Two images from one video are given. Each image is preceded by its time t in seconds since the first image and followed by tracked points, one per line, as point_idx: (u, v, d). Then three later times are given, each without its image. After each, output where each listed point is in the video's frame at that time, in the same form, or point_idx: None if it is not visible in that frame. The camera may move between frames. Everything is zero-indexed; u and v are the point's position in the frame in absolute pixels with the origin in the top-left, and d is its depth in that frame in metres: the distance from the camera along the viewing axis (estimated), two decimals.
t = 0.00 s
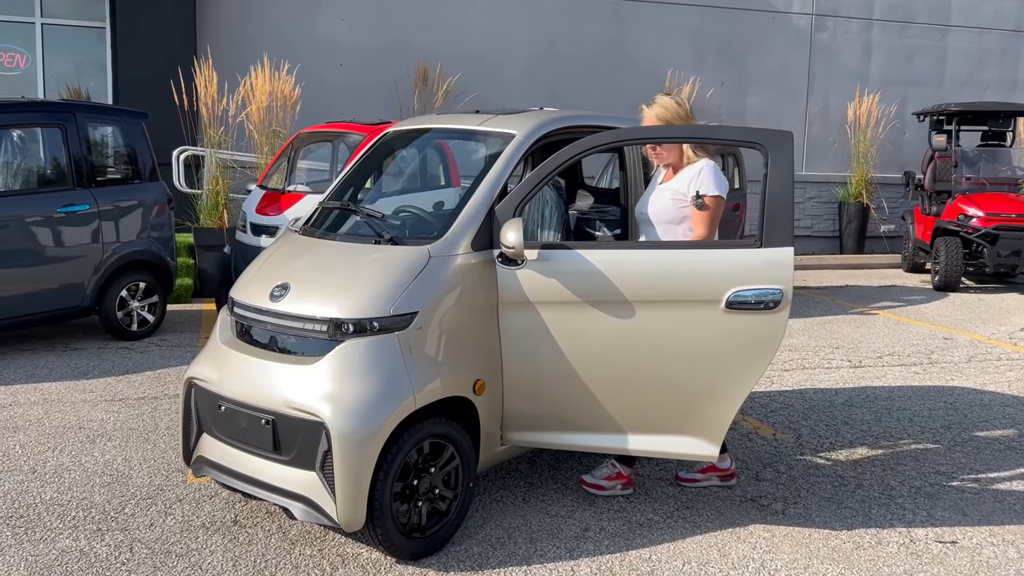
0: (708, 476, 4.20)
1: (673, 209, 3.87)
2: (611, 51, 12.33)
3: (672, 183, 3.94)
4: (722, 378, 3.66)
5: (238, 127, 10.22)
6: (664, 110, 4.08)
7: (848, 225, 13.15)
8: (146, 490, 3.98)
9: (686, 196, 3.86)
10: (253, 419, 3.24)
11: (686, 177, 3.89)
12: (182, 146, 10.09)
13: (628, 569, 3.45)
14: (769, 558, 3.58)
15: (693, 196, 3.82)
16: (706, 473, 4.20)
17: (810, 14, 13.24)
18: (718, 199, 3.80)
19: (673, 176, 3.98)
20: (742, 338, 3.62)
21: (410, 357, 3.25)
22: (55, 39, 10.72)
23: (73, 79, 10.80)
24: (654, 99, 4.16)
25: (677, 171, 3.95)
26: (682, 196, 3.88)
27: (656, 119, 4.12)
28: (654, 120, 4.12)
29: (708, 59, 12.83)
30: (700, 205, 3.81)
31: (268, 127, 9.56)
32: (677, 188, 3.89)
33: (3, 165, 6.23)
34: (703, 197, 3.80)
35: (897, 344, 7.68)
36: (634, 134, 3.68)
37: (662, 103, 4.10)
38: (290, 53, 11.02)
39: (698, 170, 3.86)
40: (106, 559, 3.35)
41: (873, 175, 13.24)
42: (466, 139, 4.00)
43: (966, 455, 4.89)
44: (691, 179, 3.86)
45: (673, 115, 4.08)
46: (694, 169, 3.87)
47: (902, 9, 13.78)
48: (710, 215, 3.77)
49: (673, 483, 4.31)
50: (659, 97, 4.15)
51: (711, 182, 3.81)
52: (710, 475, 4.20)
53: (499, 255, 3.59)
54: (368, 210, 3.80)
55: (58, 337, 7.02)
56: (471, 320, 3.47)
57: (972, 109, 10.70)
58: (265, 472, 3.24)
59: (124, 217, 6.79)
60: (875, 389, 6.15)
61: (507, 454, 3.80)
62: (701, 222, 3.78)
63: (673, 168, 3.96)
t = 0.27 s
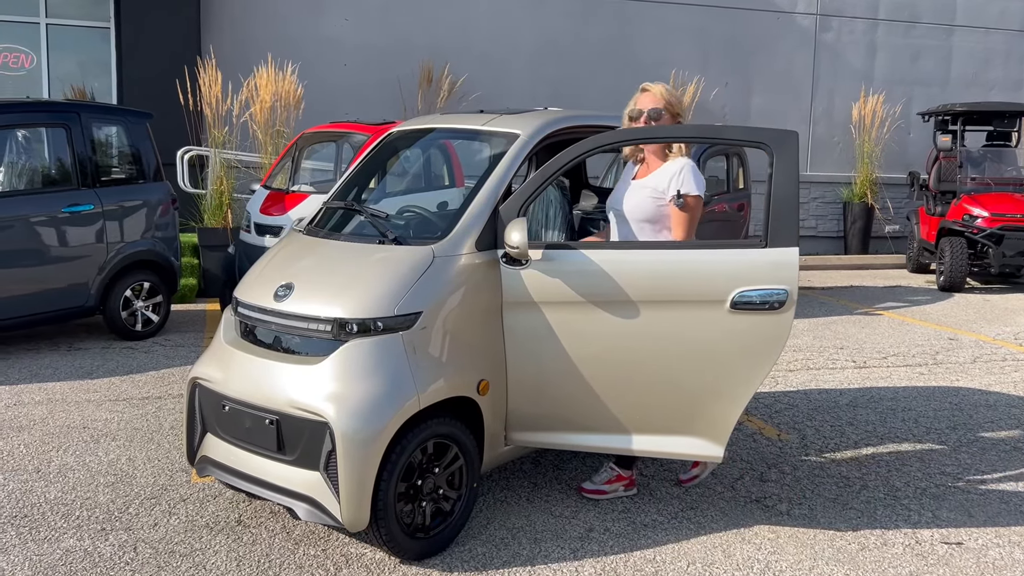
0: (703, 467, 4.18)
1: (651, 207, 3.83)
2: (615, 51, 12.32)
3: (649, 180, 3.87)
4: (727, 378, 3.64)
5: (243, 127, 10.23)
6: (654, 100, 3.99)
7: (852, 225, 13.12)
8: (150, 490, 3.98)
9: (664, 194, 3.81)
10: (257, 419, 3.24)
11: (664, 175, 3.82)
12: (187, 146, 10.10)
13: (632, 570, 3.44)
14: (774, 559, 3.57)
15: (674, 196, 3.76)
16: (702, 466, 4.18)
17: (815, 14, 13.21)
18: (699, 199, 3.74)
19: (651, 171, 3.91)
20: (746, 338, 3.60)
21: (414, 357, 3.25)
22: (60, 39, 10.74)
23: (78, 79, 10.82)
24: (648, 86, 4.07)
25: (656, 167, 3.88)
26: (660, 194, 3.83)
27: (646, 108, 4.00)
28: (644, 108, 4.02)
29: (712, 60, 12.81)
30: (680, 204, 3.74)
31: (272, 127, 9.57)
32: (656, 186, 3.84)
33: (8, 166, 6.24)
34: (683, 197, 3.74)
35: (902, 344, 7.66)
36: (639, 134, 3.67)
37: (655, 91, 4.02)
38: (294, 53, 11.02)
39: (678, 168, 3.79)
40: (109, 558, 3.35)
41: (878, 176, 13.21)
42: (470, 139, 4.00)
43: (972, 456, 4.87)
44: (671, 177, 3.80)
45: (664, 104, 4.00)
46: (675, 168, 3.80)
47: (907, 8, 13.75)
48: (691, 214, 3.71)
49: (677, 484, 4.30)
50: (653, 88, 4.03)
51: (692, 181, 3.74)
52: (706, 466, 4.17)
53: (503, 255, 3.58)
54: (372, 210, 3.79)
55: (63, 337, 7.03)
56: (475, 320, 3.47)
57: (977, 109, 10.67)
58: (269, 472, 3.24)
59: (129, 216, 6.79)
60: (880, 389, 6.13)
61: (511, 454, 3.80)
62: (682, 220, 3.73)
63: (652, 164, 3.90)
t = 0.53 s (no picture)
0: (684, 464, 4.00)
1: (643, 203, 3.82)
2: (618, 50, 12.31)
3: (642, 176, 3.86)
4: (730, 378, 3.63)
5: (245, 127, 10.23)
6: (640, 99, 3.96)
7: (856, 225, 13.10)
8: (153, 490, 3.98)
9: (657, 190, 3.81)
10: (259, 419, 3.23)
11: (658, 172, 3.82)
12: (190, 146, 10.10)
13: (635, 571, 3.43)
14: (778, 560, 3.56)
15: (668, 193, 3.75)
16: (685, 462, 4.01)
17: (818, 14, 13.19)
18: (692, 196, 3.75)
19: (643, 167, 3.91)
20: (749, 338, 3.59)
21: (416, 357, 3.24)
22: (64, 39, 10.75)
23: (82, 79, 10.83)
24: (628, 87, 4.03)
25: (649, 163, 3.87)
26: (653, 190, 3.82)
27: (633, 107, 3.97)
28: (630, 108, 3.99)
29: (716, 59, 12.79)
30: (674, 201, 3.74)
31: (275, 127, 9.57)
32: (649, 182, 3.83)
33: (11, 166, 6.25)
34: (677, 194, 3.74)
35: (906, 344, 7.64)
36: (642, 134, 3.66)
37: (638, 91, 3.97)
38: (297, 53, 11.02)
39: (671, 165, 3.78)
40: (112, 559, 3.35)
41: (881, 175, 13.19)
42: (473, 139, 3.99)
43: (975, 457, 4.85)
44: (665, 174, 3.79)
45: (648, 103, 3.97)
46: (669, 165, 3.79)
47: (911, 8, 13.72)
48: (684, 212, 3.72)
49: (680, 484, 4.29)
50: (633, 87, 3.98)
51: (686, 179, 3.74)
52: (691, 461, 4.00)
53: (506, 255, 3.58)
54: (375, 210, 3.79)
55: (66, 337, 7.03)
56: (478, 320, 3.46)
57: (981, 109, 10.64)
58: (271, 472, 3.23)
59: (132, 216, 6.79)
60: (884, 390, 6.11)
61: (514, 455, 3.79)
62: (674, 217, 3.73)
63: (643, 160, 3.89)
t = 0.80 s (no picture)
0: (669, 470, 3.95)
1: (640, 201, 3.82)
2: (620, 50, 12.30)
3: (639, 174, 3.86)
4: (731, 378, 3.62)
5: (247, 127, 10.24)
6: (631, 102, 3.92)
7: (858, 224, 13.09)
8: (153, 490, 3.98)
9: (654, 188, 3.81)
10: (260, 419, 3.23)
11: (655, 170, 3.82)
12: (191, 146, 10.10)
13: (636, 571, 3.42)
14: (779, 560, 3.55)
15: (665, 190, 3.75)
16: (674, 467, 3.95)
17: (821, 13, 13.17)
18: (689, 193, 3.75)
19: (639, 167, 3.91)
20: (751, 338, 3.58)
21: (417, 357, 3.24)
22: (66, 39, 10.75)
23: (83, 79, 10.84)
24: (616, 90, 3.97)
25: (646, 161, 3.87)
26: (650, 188, 3.82)
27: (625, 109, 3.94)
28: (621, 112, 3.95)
29: (718, 59, 12.78)
30: (672, 199, 3.74)
31: (277, 127, 9.57)
32: (646, 180, 3.83)
33: (13, 165, 6.25)
34: (674, 192, 3.74)
35: (908, 344, 7.62)
36: (643, 133, 3.65)
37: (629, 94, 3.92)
38: (299, 52, 11.02)
39: (668, 163, 3.78)
40: (112, 558, 3.35)
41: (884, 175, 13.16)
42: (474, 138, 3.98)
43: (978, 457, 4.83)
44: (662, 172, 3.79)
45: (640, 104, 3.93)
46: (665, 162, 3.79)
47: (914, 7, 13.70)
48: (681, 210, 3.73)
49: (682, 485, 4.28)
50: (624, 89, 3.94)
51: (683, 177, 3.74)
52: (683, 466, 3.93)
53: (507, 255, 3.57)
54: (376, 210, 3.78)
55: (67, 337, 7.03)
56: (479, 320, 3.46)
57: (984, 108, 10.61)
58: (272, 472, 3.23)
59: (133, 216, 6.79)
60: (886, 390, 6.10)
61: (515, 455, 3.79)
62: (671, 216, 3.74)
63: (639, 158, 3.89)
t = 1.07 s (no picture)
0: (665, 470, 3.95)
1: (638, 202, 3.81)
2: (621, 50, 12.29)
3: (637, 175, 3.85)
4: (731, 377, 3.62)
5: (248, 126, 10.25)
6: (628, 101, 3.92)
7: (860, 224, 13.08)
8: (154, 490, 3.98)
9: (652, 189, 3.79)
10: (260, 419, 3.22)
11: (653, 170, 3.80)
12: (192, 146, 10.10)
13: (637, 570, 3.42)
14: (780, 560, 3.55)
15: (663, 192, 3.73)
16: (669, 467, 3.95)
17: (822, 12, 13.16)
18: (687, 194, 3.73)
19: (637, 166, 3.89)
20: (751, 338, 3.58)
21: (417, 356, 3.23)
22: (66, 39, 10.76)
23: (84, 79, 10.84)
24: (614, 89, 3.97)
25: (643, 161, 3.85)
26: (648, 188, 3.80)
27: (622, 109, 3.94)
28: (618, 112, 3.95)
29: (719, 59, 12.77)
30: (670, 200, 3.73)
31: (277, 127, 9.57)
32: (644, 180, 3.81)
33: (14, 165, 6.24)
34: (673, 193, 3.72)
35: (909, 344, 7.61)
36: (644, 132, 3.64)
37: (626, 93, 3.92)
38: (300, 52, 11.02)
39: (665, 164, 3.77)
40: (112, 558, 3.34)
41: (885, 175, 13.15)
42: (474, 137, 3.98)
43: (979, 457, 4.82)
44: (659, 173, 3.77)
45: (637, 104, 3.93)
46: (663, 163, 3.77)
47: (915, 7, 13.69)
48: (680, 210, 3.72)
49: (683, 484, 4.28)
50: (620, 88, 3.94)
51: (681, 177, 3.73)
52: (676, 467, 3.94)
53: (507, 254, 3.57)
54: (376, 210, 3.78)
55: (68, 336, 7.03)
56: (479, 319, 3.45)
57: (985, 107, 10.60)
58: (273, 472, 3.23)
59: (134, 216, 6.79)
60: (887, 389, 6.09)
61: (515, 454, 3.78)
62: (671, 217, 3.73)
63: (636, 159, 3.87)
